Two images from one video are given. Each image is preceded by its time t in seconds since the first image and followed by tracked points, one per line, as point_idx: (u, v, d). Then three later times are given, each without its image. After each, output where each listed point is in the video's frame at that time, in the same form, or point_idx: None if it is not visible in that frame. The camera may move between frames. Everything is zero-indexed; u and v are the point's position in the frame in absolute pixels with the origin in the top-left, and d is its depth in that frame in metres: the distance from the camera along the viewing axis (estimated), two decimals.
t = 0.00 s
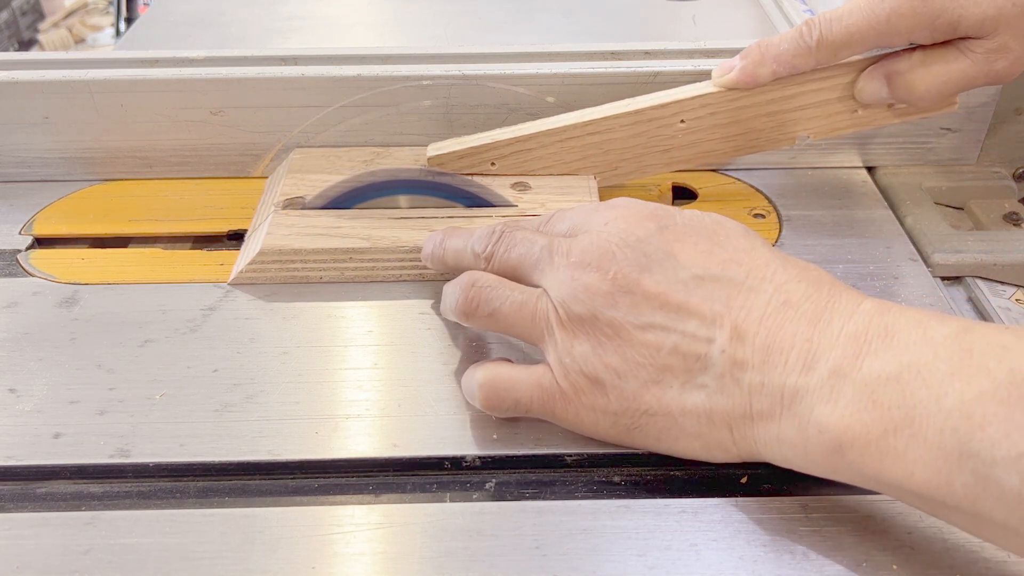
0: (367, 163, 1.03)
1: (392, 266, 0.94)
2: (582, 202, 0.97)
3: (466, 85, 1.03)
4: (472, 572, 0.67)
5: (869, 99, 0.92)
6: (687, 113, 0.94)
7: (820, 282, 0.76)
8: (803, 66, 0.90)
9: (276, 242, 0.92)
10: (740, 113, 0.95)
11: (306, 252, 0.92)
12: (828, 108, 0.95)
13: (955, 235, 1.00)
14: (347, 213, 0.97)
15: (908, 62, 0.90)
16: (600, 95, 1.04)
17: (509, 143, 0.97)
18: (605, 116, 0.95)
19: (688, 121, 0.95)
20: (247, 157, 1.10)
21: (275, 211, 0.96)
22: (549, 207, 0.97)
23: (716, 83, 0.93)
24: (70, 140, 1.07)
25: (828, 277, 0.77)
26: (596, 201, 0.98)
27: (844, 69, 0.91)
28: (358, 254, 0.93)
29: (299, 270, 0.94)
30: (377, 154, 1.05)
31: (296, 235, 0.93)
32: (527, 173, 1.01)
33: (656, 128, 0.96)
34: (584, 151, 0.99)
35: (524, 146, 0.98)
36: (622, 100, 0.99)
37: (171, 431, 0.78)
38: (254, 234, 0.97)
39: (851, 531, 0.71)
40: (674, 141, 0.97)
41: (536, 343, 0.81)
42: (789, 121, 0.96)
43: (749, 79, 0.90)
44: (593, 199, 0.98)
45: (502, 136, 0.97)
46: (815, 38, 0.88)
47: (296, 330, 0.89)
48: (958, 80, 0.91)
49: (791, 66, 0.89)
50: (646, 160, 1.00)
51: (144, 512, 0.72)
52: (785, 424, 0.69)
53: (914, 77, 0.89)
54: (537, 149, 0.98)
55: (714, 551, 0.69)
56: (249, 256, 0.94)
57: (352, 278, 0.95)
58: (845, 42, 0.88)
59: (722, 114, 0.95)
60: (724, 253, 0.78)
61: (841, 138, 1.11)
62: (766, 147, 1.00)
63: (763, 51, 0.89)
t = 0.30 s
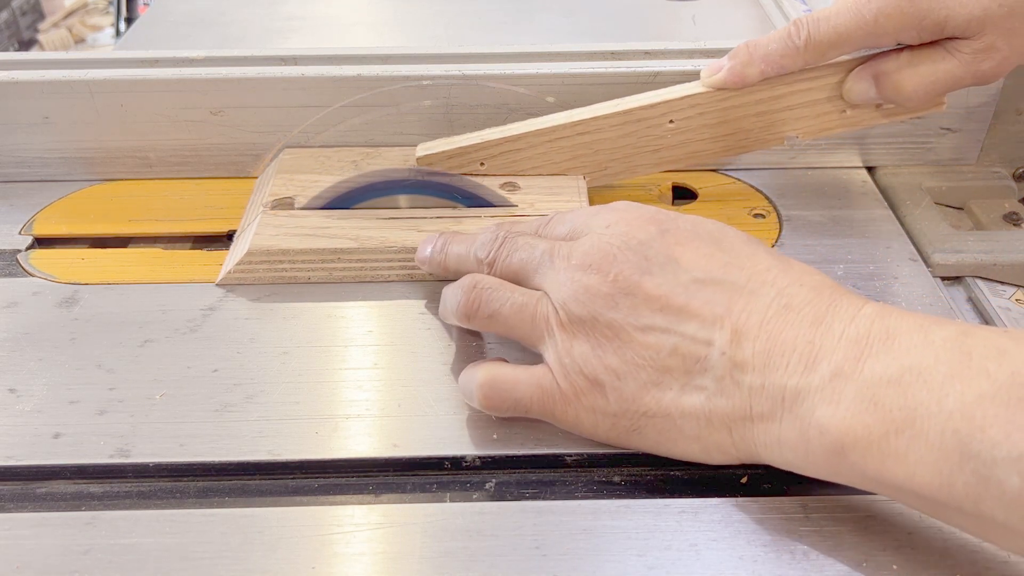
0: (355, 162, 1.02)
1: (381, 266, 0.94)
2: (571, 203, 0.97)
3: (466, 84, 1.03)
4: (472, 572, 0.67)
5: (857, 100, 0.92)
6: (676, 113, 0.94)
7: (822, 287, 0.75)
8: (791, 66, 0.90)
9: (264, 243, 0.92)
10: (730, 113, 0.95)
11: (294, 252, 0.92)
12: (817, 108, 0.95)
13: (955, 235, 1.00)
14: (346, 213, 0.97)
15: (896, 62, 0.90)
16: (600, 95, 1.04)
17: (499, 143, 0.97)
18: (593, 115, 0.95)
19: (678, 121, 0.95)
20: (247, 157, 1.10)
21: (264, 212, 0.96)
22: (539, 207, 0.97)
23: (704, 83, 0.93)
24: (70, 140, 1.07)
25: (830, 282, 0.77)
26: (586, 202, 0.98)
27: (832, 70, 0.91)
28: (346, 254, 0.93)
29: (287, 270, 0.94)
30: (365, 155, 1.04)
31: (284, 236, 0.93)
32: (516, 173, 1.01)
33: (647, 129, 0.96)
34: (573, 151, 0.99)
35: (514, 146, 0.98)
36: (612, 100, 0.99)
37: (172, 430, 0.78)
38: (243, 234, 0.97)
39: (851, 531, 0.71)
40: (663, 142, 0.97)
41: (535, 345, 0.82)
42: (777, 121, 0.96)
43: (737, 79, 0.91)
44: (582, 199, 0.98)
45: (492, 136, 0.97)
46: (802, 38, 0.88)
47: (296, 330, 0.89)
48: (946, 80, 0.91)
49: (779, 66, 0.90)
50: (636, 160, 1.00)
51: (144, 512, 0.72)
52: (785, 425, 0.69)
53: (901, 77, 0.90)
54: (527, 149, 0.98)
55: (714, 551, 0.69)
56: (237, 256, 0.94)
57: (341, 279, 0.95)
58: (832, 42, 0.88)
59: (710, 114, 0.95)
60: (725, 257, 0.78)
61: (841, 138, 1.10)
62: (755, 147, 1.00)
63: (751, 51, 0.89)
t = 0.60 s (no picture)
0: (347, 162, 1.03)
1: (372, 267, 0.94)
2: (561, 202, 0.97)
3: (465, 84, 1.03)
4: (472, 572, 0.67)
5: (848, 99, 0.93)
6: (667, 113, 0.94)
7: (809, 283, 0.75)
8: (782, 66, 0.90)
9: (255, 243, 0.92)
10: (722, 113, 0.95)
11: (284, 253, 0.92)
12: (809, 107, 0.95)
13: (955, 235, 1.00)
14: (346, 213, 0.97)
15: (886, 61, 0.91)
16: (600, 95, 1.04)
17: (490, 144, 0.97)
18: (585, 116, 0.95)
19: (669, 121, 0.95)
20: (247, 157, 1.10)
21: (255, 212, 0.96)
22: (530, 207, 0.97)
23: (696, 83, 0.93)
24: (70, 140, 1.07)
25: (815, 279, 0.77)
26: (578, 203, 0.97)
27: (823, 69, 0.92)
28: (337, 254, 0.93)
29: (278, 270, 0.94)
30: (358, 155, 1.04)
31: (274, 235, 0.93)
32: (509, 174, 1.01)
33: (639, 129, 0.96)
34: (565, 151, 0.99)
35: (506, 147, 0.98)
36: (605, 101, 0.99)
37: (172, 430, 0.78)
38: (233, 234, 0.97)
39: (852, 531, 0.71)
40: (655, 142, 0.98)
41: (524, 342, 0.81)
42: (768, 121, 0.96)
43: (728, 78, 0.91)
44: (574, 199, 0.98)
45: (484, 136, 0.97)
46: (793, 38, 0.89)
47: (296, 330, 0.89)
48: (936, 79, 0.92)
49: (770, 65, 0.90)
50: (628, 160, 1.00)
51: (144, 513, 0.72)
52: (775, 418, 0.69)
53: (892, 76, 0.90)
54: (519, 150, 0.98)
55: (714, 551, 0.69)
56: (228, 257, 0.94)
57: (331, 279, 0.95)
58: (822, 42, 0.89)
59: (702, 114, 0.95)
60: (714, 252, 0.78)
61: (842, 138, 1.11)
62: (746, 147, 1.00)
63: (743, 51, 0.89)
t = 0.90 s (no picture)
0: (339, 162, 1.03)
1: (361, 267, 0.94)
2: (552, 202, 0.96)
3: (465, 84, 1.03)
4: (472, 572, 0.67)
5: (838, 98, 0.93)
6: (658, 113, 0.94)
7: (798, 279, 0.76)
8: (772, 66, 0.91)
9: (244, 243, 0.92)
10: (713, 112, 0.95)
11: (274, 253, 0.92)
12: (799, 108, 0.95)
13: (955, 235, 1.00)
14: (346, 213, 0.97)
15: (876, 61, 0.91)
16: (600, 95, 1.04)
17: (480, 144, 0.97)
18: (576, 116, 0.95)
19: (660, 121, 0.96)
20: (247, 158, 1.10)
21: (245, 212, 0.96)
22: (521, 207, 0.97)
23: (686, 83, 0.93)
24: (70, 140, 1.07)
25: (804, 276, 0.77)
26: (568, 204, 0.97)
27: (812, 69, 0.92)
28: (327, 254, 0.93)
29: (267, 270, 0.94)
30: (348, 155, 1.05)
31: (265, 236, 0.93)
32: (500, 174, 1.01)
33: (630, 129, 0.96)
34: (556, 151, 0.98)
35: (496, 148, 0.98)
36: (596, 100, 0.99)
37: (172, 430, 0.78)
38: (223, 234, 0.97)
39: (852, 531, 0.71)
40: (646, 142, 0.97)
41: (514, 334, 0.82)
42: (759, 121, 0.97)
43: (718, 79, 0.91)
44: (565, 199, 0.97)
45: (474, 136, 0.97)
46: (782, 38, 0.89)
47: (296, 330, 0.89)
48: (926, 78, 0.92)
49: (760, 65, 0.90)
50: (618, 160, 1.00)
51: (144, 513, 0.72)
52: (763, 411, 0.69)
53: (882, 76, 0.91)
54: (509, 150, 0.98)
55: (714, 551, 0.69)
56: (217, 257, 0.94)
57: (321, 279, 0.95)
58: (813, 41, 0.89)
59: (693, 114, 0.95)
60: (706, 246, 0.78)
61: (841, 138, 1.11)
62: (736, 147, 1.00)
63: (732, 51, 0.90)
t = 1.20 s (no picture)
0: (331, 162, 1.03)
1: (351, 267, 0.94)
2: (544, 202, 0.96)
3: (465, 84, 1.03)
4: (472, 572, 0.67)
5: (829, 98, 0.93)
6: (649, 114, 0.94)
7: (785, 280, 0.76)
8: (763, 66, 0.91)
9: (235, 243, 0.92)
10: (704, 112, 0.95)
11: (264, 253, 0.92)
12: (789, 108, 0.96)
13: (955, 235, 1.00)
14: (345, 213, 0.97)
15: (865, 61, 0.91)
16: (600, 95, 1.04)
17: (471, 144, 0.97)
18: (568, 116, 0.95)
19: (651, 121, 0.95)
20: (247, 158, 1.10)
21: (236, 211, 0.96)
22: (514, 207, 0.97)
23: (677, 83, 0.93)
24: (70, 140, 1.08)
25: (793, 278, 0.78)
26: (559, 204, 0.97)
27: (803, 69, 0.92)
28: (316, 254, 0.93)
29: (257, 270, 0.94)
30: (340, 155, 1.05)
31: (255, 236, 0.93)
32: (492, 174, 1.01)
33: (621, 129, 0.96)
34: (548, 152, 0.98)
35: (486, 148, 0.97)
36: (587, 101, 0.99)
37: (172, 430, 0.78)
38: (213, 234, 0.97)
39: (852, 532, 0.71)
40: (637, 142, 0.97)
41: (504, 321, 0.82)
42: (751, 121, 0.97)
43: (709, 79, 0.91)
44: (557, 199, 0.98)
45: (465, 137, 0.97)
46: (773, 38, 0.89)
47: (295, 330, 0.89)
48: (916, 79, 0.92)
49: (750, 65, 0.90)
50: (609, 161, 1.00)
51: (144, 513, 0.72)
52: (744, 408, 0.70)
53: (872, 76, 0.91)
54: (500, 150, 0.98)
55: (714, 551, 0.69)
56: (208, 257, 0.94)
57: (311, 279, 0.95)
58: (803, 42, 0.89)
59: (684, 115, 0.95)
60: (694, 246, 0.79)
61: (841, 138, 1.11)
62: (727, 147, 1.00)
63: (723, 51, 0.90)
